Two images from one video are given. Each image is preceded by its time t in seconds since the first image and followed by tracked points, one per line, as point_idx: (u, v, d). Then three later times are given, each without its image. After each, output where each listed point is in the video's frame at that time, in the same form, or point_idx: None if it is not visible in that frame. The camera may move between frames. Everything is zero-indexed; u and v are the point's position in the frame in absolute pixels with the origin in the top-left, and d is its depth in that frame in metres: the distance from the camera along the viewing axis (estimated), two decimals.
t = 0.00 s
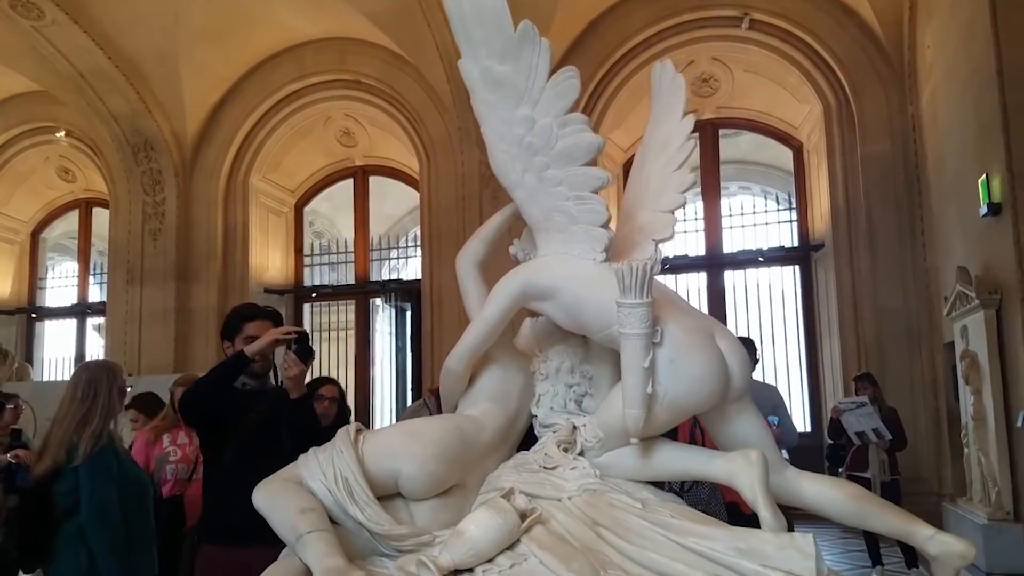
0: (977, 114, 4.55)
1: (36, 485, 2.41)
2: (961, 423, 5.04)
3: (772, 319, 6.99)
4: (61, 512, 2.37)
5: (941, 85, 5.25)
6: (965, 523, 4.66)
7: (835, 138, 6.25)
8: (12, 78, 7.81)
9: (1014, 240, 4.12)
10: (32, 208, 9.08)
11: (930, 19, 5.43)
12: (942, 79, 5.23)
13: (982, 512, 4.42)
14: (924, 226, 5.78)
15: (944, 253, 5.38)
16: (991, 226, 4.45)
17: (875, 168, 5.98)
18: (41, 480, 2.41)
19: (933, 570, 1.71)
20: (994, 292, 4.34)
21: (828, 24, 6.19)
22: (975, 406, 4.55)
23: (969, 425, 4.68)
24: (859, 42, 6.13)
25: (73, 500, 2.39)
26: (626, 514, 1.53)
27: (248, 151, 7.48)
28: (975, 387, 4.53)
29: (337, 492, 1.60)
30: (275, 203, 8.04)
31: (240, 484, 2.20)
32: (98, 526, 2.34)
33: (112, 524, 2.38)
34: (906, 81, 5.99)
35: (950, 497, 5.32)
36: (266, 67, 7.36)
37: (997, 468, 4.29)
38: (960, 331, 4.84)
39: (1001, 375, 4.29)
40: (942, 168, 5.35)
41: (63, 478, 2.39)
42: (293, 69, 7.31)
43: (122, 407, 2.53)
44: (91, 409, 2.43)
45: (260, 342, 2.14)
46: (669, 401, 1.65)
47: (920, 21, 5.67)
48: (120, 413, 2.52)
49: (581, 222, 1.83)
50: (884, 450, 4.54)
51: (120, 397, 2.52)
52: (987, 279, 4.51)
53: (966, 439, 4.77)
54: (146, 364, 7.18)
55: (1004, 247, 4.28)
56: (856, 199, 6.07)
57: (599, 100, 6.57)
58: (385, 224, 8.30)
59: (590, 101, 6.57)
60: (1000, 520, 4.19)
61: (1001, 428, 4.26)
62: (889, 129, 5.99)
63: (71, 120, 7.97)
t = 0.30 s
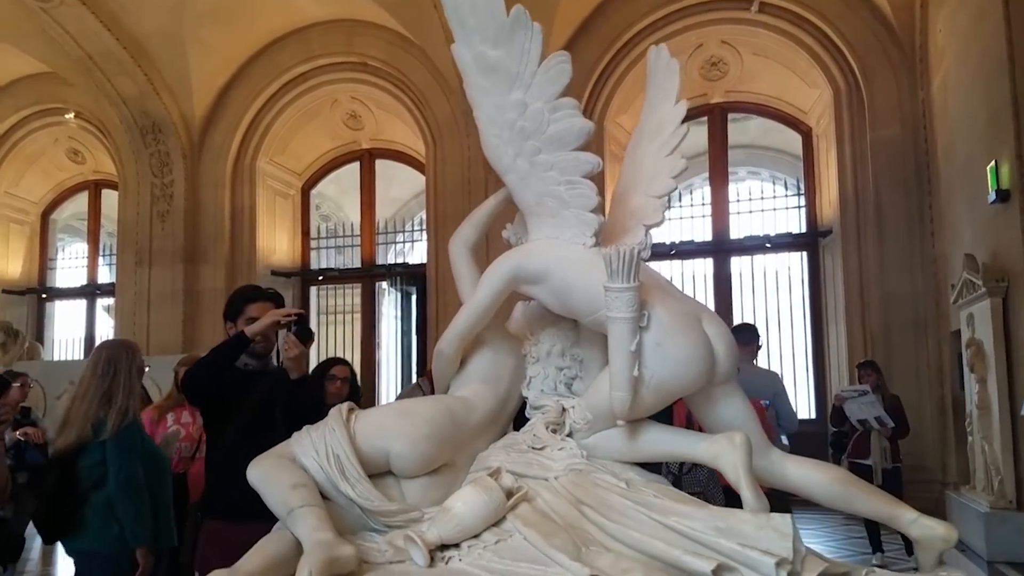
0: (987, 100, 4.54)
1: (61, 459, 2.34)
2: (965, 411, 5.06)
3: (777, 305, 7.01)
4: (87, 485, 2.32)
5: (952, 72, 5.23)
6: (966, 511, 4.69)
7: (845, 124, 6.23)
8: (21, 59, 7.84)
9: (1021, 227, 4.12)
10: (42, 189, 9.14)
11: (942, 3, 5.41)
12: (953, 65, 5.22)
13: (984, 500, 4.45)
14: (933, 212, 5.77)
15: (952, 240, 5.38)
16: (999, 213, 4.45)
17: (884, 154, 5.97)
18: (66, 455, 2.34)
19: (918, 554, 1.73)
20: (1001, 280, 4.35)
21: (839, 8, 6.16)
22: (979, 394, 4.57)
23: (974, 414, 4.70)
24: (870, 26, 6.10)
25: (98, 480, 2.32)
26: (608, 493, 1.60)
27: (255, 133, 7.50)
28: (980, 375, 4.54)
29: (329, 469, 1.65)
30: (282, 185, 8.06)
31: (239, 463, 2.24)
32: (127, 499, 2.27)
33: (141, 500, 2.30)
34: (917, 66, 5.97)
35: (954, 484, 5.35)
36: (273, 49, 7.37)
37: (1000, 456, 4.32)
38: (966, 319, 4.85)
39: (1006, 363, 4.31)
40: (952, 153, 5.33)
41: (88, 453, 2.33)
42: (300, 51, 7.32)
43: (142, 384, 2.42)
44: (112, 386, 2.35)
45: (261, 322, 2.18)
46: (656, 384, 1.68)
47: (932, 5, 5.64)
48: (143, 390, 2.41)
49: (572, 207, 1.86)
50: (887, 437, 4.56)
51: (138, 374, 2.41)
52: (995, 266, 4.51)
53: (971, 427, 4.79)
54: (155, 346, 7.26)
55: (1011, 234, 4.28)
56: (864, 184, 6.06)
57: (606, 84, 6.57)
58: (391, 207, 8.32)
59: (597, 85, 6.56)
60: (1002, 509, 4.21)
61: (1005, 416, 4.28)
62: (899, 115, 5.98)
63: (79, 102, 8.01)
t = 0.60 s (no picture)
0: (1005, 75, 4.50)
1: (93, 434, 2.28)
2: (978, 389, 5.07)
3: (790, 283, 7.02)
4: (122, 461, 2.28)
5: (970, 46, 5.17)
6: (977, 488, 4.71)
7: (860, 101, 6.18)
8: (33, 38, 7.87)
9: None
10: (56, 169, 9.20)
11: None
12: (971, 39, 5.15)
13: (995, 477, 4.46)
14: (949, 188, 5.75)
15: (967, 217, 5.35)
16: (1014, 189, 4.42)
17: (900, 130, 5.92)
18: (100, 429, 2.28)
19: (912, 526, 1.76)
20: (1017, 256, 4.33)
21: None
22: (992, 371, 4.58)
23: (986, 391, 4.70)
24: None
25: (132, 456, 2.28)
26: (605, 465, 1.64)
27: (267, 112, 7.52)
28: (993, 352, 4.55)
29: (331, 443, 1.69)
30: (293, 164, 8.09)
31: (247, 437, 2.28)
32: (166, 474, 2.25)
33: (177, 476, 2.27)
34: (935, 41, 5.91)
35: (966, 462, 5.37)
36: (283, 27, 7.37)
37: (1012, 433, 4.33)
38: (979, 296, 4.84)
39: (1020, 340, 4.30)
40: (968, 129, 5.29)
41: (123, 428, 2.29)
42: (310, 29, 7.32)
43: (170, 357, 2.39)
44: (145, 360, 2.31)
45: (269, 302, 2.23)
46: (652, 359, 1.71)
47: None
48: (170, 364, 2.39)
49: (572, 183, 1.88)
50: (898, 414, 4.57)
51: (165, 348, 2.37)
52: (1010, 243, 4.49)
53: (982, 404, 4.80)
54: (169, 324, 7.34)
55: None
56: (879, 160, 6.02)
57: (618, 61, 6.53)
58: (403, 186, 8.35)
59: (609, 62, 6.53)
60: (1012, 486, 4.23)
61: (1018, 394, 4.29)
62: (915, 90, 5.93)
63: (92, 81, 8.05)
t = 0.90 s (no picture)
0: (1007, 53, 4.46)
1: (114, 421, 2.25)
2: (982, 369, 5.07)
3: (795, 265, 7.01)
4: (141, 451, 2.24)
5: (974, 23, 5.12)
6: (980, 468, 4.71)
7: (863, 80, 6.13)
8: (33, 27, 7.85)
9: None
10: (59, 157, 9.21)
11: None
12: (975, 16, 5.10)
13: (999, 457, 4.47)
14: (953, 167, 5.73)
15: (971, 196, 5.32)
16: (1017, 168, 4.39)
17: (904, 109, 5.88)
18: (121, 416, 2.24)
19: (910, 507, 1.76)
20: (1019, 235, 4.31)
21: None
22: (995, 350, 4.57)
23: (989, 371, 4.69)
24: None
25: (151, 445, 2.25)
26: (600, 450, 1.66)
27: (269, 98, 7.51)
28: (996, 332, 4.55)
29: (325, 430, 1.70)
30: (296, 151, 8.07)
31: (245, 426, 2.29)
32: (187, 463, 2.23)
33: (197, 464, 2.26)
34: (939, 18, 5.86)
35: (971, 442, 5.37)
36: (282, 13, 7.33)
37: (1016, 413, 4.33)
38: (983, 275, 4.82)
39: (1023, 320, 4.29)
40: (971, 108, 5.25)
41: (144, 417, 2.24)
42: (311, 15, 7.29)
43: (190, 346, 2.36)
44: (168, 349, 2.28)
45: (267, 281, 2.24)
46: (648, 342, 1.71)
47: None
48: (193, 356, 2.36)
49: (566, 167, 1.88)
50: (901, 394, 4.57)
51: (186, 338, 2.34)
52: (1013, 223, 4.47)
53: (986, 384, 4.79)
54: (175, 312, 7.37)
55: None
56: (883, 138, 5.98)
57: (620, 42, 6.49)
58: (406, 171, 8.33)
59: (611, 44, 6.49)
60: (1016, 465, 4.23)
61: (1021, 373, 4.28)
62: (918, 69, 5.89)
63: (94, 70, 8.04)
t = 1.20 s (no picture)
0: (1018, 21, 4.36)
1: (124, 393, 2.29)
2: (988, 343, 5.02)
3: (800, 238, 6.94)
4: (152, 417, 2.28)
5: None
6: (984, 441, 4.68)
7: (870, 50, 6.03)
8: None
9: None
10: (58, 132, 9.14)
11: None
12: None
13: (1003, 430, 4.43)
14: (962, 137, 5.65)
15: (980, 168, 5.25)
16: None
17: (912, 79, 5.78)
18: (129, 387, 2.27)
19: (903, 481, 1.74)
20: None
21: None
22: (1001, 323, 4.53)
23: (995, 343, 4.65)
24: None
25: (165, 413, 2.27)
26: (582, 422, 1.63)
27: (267, 71, 7.41)
28: (1002, 305, 4.49)
29: (303, 402, 1.66)
30: (295, 124, 7.99)
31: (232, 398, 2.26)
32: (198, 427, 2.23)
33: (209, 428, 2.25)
34: None
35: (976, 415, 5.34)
36: None
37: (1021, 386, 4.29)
38: (990, 247, 4.75)
39: None
40: (981, 78, 5.16)
41: (153, 387, 2.26)
42: None
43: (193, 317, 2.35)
44: (173, 322, 2.28)
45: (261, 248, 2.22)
46: (634, 313, 1.66)
47: None
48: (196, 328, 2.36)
49: (551, 133, 1.83)
50: (905, 368, 4.54)
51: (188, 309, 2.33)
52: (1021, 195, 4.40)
53: (992, 356, 4.74)
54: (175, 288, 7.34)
55: None
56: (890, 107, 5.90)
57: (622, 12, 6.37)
58: (406, 144, 8.26)
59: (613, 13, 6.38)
60: (1019, 438, 4.21)
61: None
62: (927, 37, 5.78)
63: (89, 43, 7.95)
